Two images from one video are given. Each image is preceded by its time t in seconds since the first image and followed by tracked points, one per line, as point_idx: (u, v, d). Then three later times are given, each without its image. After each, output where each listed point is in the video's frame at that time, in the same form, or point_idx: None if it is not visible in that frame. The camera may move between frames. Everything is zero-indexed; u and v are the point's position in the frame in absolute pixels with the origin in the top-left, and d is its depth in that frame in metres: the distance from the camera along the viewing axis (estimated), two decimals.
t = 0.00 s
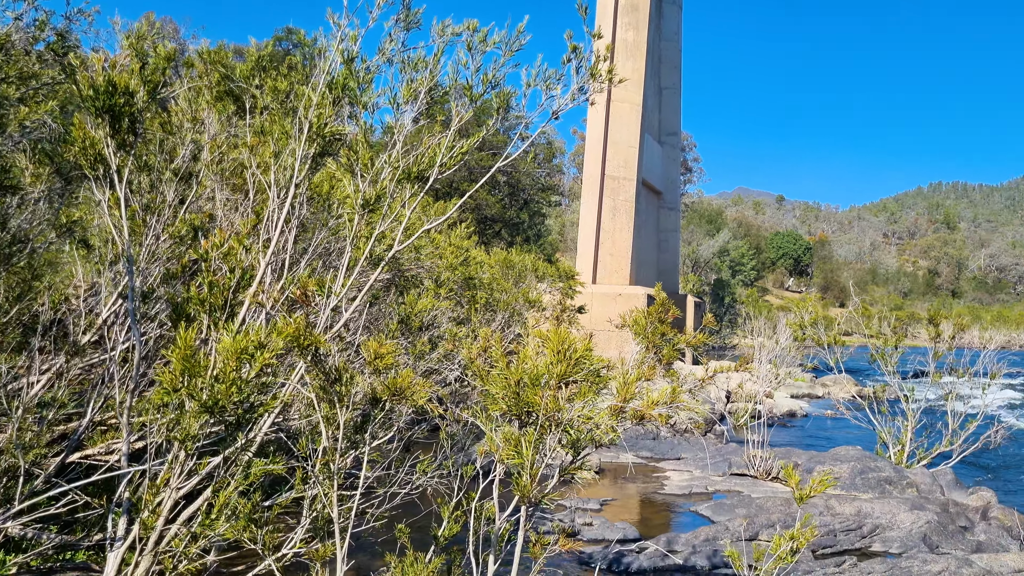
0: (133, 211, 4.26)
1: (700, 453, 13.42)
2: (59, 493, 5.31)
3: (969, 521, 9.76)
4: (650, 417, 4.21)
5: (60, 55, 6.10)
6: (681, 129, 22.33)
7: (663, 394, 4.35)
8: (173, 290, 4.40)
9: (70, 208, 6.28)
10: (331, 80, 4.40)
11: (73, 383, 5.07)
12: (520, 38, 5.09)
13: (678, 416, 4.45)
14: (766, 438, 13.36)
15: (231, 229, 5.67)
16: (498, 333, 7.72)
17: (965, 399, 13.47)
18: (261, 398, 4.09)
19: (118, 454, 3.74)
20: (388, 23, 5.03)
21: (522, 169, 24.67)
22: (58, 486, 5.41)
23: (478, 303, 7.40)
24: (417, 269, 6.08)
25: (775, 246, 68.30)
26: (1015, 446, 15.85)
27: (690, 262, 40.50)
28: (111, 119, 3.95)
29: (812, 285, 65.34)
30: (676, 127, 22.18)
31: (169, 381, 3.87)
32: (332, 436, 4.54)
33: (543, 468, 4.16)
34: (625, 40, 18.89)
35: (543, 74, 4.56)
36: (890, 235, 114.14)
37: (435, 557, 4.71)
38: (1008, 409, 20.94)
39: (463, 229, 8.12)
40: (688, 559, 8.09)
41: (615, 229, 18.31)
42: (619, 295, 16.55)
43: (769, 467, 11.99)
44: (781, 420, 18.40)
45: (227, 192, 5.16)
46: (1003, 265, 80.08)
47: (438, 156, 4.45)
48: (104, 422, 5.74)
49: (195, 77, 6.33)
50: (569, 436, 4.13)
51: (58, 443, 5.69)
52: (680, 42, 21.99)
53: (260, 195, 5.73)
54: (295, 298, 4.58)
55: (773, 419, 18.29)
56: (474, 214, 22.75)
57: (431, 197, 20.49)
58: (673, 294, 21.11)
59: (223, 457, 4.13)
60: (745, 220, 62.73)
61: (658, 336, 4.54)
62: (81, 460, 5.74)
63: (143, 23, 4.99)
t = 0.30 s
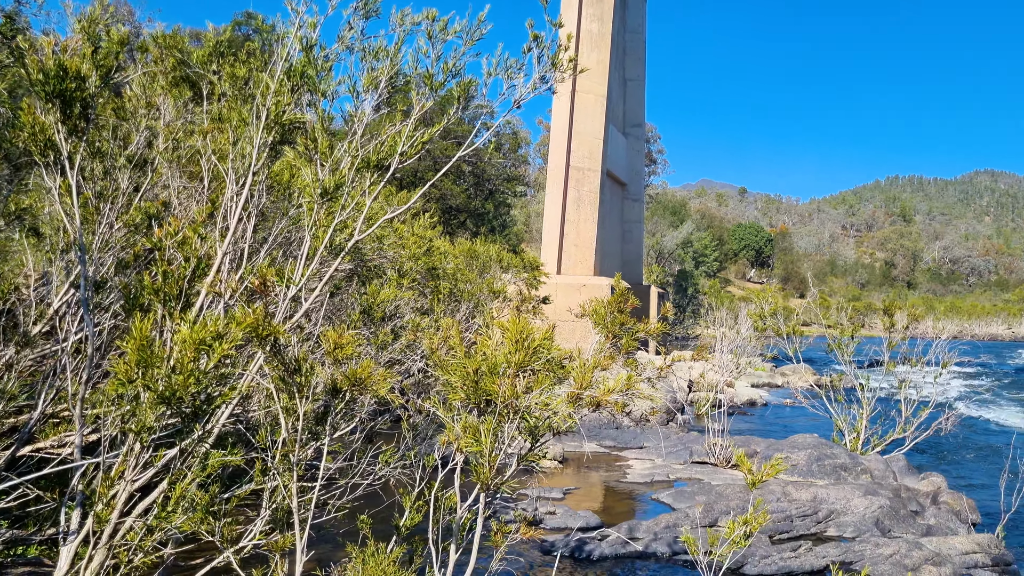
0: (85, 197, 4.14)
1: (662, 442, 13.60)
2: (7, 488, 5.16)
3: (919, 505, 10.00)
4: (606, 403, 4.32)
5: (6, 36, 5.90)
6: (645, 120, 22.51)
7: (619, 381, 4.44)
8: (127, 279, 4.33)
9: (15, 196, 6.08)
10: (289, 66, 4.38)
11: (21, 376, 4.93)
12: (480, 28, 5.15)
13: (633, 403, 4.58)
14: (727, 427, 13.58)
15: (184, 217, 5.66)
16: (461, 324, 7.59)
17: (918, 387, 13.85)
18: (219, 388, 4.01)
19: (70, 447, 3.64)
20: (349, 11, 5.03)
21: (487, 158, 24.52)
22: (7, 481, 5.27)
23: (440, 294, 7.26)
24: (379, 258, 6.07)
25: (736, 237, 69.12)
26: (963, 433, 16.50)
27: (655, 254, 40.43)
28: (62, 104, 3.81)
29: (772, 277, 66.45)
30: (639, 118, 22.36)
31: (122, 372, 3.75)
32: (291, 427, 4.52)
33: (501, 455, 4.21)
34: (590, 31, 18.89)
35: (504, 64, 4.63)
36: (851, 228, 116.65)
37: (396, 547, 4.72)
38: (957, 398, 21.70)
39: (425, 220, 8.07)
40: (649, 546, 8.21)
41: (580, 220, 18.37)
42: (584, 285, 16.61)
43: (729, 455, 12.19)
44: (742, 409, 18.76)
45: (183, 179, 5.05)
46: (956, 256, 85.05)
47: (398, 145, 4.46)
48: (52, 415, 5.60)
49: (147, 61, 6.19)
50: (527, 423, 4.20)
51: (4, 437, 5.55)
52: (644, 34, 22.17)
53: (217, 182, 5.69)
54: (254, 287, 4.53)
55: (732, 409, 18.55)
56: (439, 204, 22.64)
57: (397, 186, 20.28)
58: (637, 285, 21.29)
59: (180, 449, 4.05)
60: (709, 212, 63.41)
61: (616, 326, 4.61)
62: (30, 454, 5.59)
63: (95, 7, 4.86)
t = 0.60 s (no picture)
0: (36, 187, 4.02)
1: (626, 434, 13.76)
2: None
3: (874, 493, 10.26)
4: (566, 395, 4.36)
5: None
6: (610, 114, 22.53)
7: (580, 373, 4.48)
8: (80, 270, 4.27)
9: None
10: (247, 57, 4.35)
11: None
12: (442, 20, 5.16)
13: (592, 394, 4.72)
14: (689, 419, 13.78)
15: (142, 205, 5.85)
16: (426, 318, 7.52)
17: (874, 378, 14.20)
18: (175, 383, 3.92)
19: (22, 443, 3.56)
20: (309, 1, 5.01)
21: (451, 150, 24.36)
22: None
23: (404, 288, 7.19)
24: (342, 251, 6.04)
25: (699, 232, 69.88)
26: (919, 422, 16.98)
27: (620, 247, 40.80)
28: (12, 93, 3.63)
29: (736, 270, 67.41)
30: (605, 112, 22.37)
31: (73, 368, 3.63)
32: (250, 421, 4.49)
33: (462, 448, 4.22)
34: (554, 24, 18.64)
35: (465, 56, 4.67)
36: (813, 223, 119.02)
37: (358, 541, 4.72)
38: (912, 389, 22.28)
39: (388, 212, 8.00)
40: (612, 536, 8.29)
41: (545, 214, 18.37)
42: (548, 279, 16.62)
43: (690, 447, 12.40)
44: (704, 401, 19.03)
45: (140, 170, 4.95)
46: (911, 251, 89.67)
47: (359, 138, 4.44)
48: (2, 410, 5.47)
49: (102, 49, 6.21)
50: (487, 416, 4.23)
51: None
52: (609, 29, 22.13)
53: (174, 174, 5.72)
54: (212, 280, 4.47)
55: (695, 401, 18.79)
56: (404, 196, 22.74)
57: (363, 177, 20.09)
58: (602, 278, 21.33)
59: (136, 445, 3.98)
60: (674, 206, 63.91)
61: (576, 319, 4.66)
62: None
63: None
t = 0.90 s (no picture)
0: None
1: (585, 428, 13.86)
2: None
3: (825, 483, 10.51)
4: (527, 389, 4.37)
5: None
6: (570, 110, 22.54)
7: (539, 367, 4.49)
8: (25, 262, 4.18)
9: None
10: (199, 46, 4.31)
11: None
12: (402, 12, 5.16)
13: (554, 388, 4.65)
14: (646, 413, 13.89)
15: (90, 196, 5.80)
16: (385, 314, 7.48)
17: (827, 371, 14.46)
18: (125, 378, 3.80)
19: None
20: None
21: (410, 145, 24.19)
22: None
23: (362, 282, 7.13)
24: (298, 246, 5.98)
25: (659, 228, 70.62)
26: (870, 414, 17.47)
27: (580, 243, 40.96)
28: None
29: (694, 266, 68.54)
30: (564, 108, 22.37)
31: (15, 363, 3.47)
32: (203, 418, 4.39)
33: (422, 443, 4.18)
34: (515, 20, 18.66)
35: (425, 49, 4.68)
36: (769, 219, 121.73)
37: (316, 537, 4.67)
38: (863, 382, 22.88)
39: (345, 207, 7.94)
40: (571, 529, 8.37)
41: (505, 209, 18.36)
42: (508, 274, 16.58)
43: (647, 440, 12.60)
44: (662, 395, 19.27)
45: (89, 163, 4.82)
46: (864, 249, 93.26)
47: (316, 130, 4.40)
48: None
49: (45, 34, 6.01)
50: (448, 411, 4.19)
51: None
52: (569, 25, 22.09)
53: (124, 165, 5.70)
54: (163, 273, 4.38)
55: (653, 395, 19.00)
56: (362, 190, 22.58)
57: (319, 170, 19.84)
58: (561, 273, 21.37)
59: (83, 442, 3.86)
60: (633, 204, 64.72)
61: (535, 313, 4.69)
62: None
63: None
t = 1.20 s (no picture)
0: None
1: (543, 423, 13.89)
2: None
3: (776, 474, 10.71)
4: (484, 382, 4.34)
5: None
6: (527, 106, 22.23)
7: (496, 360, 4.46)
8: None
9: None
10: (145, 32, 4.24)
11: None
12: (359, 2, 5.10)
13: (512, 381, 4.62)
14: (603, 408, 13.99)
15: (27, 185, 5.62)
16: (341, 309, 7.38)
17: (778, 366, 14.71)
18: (70, 373, 3.65)
19: None
20: None
21: (365, 138, 23.90)
22: None
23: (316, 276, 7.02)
24: (251, 240, 5.88)
25: (615, 224, 71.52)
26: (823, 407, 17.88)
27: (537, 239, 41.06)
28: None
29: (650, 263, 69.61)
30: (522, 104, 22.05)
31: None
32: (151, 415, 4.26)
33: (378, 437, 4.10)
34: (471, 13, 18.56)
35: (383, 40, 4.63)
36: (723, 217, 124.41)
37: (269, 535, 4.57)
38: (815, 376, 23.45)
39: (298, 201, 7.85)
40: (528, 524, 8.40)
41: (463, 204, 18.27)
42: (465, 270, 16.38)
43: (604, 434, 12.70)
44: (619, 390, 19.43)
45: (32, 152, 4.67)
46: (813, 246, 96.74)
47: (269, 121, 4.32)
48: None
49: None
50: (405, 405, 4.12)
51: None
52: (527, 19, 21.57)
53: (65, 154, 5.65)
54: (109, 265, 4.25)
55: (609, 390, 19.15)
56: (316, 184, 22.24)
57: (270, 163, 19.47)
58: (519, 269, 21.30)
59: (27, 441, 3.70)
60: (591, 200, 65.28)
61: (493, 307, 4.66)
62: None
63: None
